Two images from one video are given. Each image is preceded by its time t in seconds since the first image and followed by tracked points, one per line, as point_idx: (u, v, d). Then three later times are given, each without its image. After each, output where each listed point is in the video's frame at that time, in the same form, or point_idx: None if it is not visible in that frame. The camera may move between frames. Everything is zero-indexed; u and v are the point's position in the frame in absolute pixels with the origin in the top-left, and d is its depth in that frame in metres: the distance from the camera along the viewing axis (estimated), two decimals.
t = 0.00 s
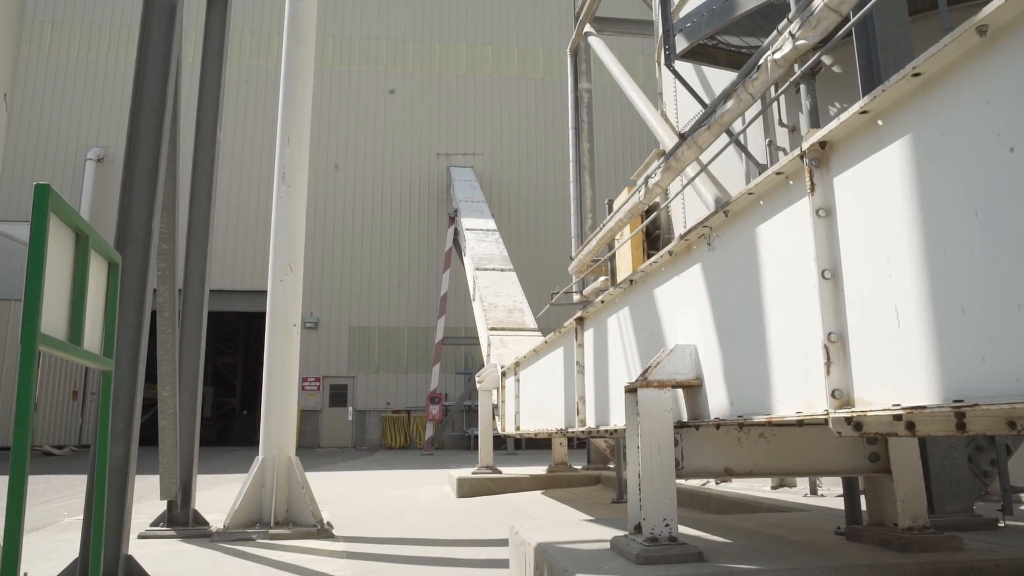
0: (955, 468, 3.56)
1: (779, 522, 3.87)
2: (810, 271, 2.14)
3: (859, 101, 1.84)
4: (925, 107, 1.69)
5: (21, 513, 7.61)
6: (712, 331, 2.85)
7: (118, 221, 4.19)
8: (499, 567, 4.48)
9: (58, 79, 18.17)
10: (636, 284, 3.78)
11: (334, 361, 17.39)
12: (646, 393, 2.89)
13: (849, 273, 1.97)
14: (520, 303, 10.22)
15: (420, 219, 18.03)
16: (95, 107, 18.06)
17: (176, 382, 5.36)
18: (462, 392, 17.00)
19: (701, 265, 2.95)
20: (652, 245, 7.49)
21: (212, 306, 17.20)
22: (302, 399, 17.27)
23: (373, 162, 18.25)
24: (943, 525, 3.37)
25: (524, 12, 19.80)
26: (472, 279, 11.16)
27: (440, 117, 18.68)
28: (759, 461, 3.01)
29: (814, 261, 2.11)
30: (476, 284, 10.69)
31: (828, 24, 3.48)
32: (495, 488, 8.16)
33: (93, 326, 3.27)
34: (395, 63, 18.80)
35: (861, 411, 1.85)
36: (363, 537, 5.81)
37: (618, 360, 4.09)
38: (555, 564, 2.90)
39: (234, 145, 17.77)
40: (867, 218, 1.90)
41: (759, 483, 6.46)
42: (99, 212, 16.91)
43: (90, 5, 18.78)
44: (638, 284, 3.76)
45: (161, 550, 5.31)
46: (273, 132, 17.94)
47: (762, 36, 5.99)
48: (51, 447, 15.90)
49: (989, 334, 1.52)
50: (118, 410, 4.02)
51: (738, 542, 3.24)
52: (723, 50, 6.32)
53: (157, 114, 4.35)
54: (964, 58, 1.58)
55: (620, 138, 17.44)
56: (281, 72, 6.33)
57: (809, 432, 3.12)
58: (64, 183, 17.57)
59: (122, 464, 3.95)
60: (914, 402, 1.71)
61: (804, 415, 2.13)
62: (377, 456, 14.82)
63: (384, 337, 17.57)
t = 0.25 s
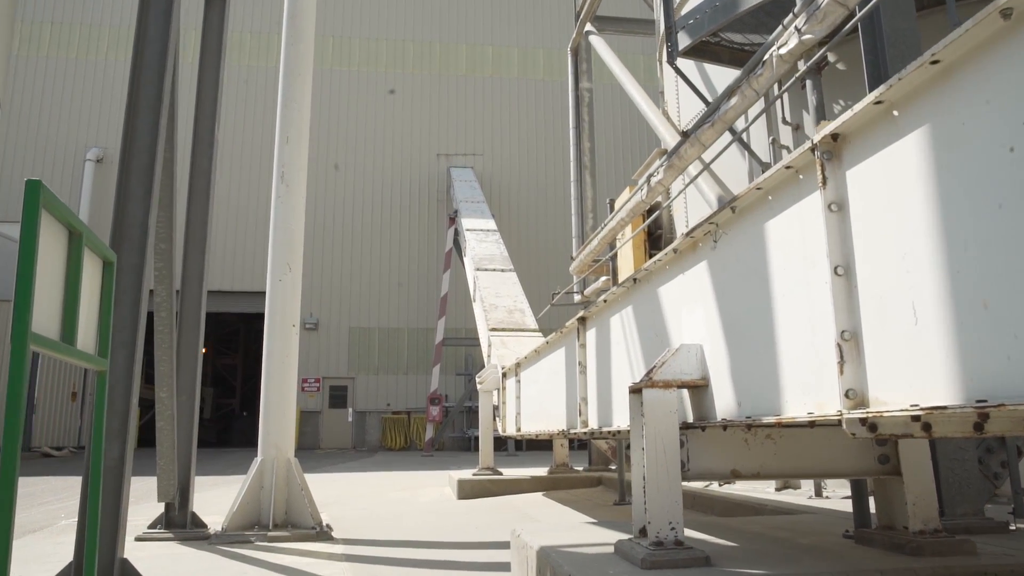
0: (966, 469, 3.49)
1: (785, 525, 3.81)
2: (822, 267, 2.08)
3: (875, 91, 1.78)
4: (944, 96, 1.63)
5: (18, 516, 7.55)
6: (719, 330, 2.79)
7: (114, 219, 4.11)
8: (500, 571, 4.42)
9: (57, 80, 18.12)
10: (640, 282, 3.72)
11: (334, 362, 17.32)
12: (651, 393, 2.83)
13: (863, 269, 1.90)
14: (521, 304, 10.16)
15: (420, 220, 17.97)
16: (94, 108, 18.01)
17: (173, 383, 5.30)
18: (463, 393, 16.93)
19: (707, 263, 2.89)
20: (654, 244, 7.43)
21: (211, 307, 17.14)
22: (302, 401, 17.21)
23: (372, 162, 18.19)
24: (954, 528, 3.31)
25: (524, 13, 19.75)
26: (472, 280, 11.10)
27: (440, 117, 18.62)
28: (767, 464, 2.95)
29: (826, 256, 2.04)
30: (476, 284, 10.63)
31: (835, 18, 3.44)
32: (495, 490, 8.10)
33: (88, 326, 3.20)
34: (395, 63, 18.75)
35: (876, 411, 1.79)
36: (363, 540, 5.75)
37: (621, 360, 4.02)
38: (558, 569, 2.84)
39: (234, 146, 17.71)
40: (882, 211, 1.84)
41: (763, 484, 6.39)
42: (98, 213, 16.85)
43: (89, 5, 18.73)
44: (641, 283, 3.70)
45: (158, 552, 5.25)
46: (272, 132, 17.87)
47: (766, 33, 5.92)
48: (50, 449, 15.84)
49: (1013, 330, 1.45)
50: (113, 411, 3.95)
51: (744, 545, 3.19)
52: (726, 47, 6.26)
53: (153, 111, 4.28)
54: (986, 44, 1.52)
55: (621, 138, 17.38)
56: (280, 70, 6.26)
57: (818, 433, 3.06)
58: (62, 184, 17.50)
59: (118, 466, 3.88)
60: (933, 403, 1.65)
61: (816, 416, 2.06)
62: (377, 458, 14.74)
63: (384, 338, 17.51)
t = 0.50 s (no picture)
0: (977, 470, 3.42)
1: (792, 528, 3.75)
2: (836, 262, 2.02)
3: (893, 79, 1.72)
4: (966, 84, 1.57)
5: (15, 517, 7.50)
6: (726, 328, 2.72)
7: (110, 217, 4.02)
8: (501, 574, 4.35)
9: (57, 81, 18.07)
10: (644, 280, 3.65)
11: (334, 363, 17.27)
12: (657, 394, 2.76)
13: (879, 264, 1.84)
14: (522, 304, 10.10)
15: (421, 220, 17.91)
16: (95, 108, 17.97)
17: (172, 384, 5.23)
18: (464, 394, 16.87)
19: (714, 260, 2.83)
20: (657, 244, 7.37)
21: (212, 308, 17.09)
22: (302, 402, 17.15)
23: (373, 163, 18.14)
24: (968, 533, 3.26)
25: (525, 13, 19.70)
26: (472, 280, 11.04)
27: (441, 118, 18.56)
28: (776, 466, 2.89)
29: (840, 251, 1.98)
30: (477, 285, 10.57)
31: (845, 10, 3.43)
32: (497, 491, 8.03)
33: (83, 326, 3.10)
34: (396, 64, 18.70)
35: (895, 412, 1.72)
36: (362, 542, 5.68)
37: (625, 360, 3.96)
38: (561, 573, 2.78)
39: (235, 146, 17.67)
40: (899, 203, 1.78)
41: (768, 486, 6.32)
42: (98, 214, 16.81)
43: (90, 6, 18.70)
44: (646, 281, 3.64)
45: (155, 555, 5.18)
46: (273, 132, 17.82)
47: (770, 30, 5.85)
48: (50, 450, 15.79)
49: None
50: (108, 413, 3.84)
51: (752, 549, 3.12)
52: (730, 45, 6.19)
53: (151, 107, 4.19)
54: (1013, 28, 1.47)
55: (622, 139, 17.32)
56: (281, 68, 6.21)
57: (828, 435, 2.99)
58: (63, 185, 17.46)
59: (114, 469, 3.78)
60: (955, 402, 1.59)
61: (830, 417, 2.00)
62: (378, 459, 14.67)
63: (385, 339, 17.45)
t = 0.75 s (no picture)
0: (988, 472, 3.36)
1: (798, 531, 3.68)
2: (849, 256, 1.95)
3: (910, 65, 1.65)
4: (990, 68, 1.51)
5: (12, 519, 7.43)
6: (734, 326, 2.66)
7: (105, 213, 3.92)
8: None
9: (56, 81, 18.00)
10: (649, 278, 3.58)
11: (334, 364, 17.21)
12: (662, 393, 2.69)
13: (895, 257, 1.78)
14: (523, 305, 10.03)
15: (421, 221, 17.85)
16: (94, 108, 17.92)
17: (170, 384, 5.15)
18: (464, 394, 16.80)
19: (721, 256, 2.77)
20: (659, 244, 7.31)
21: (212, 309, 17.03)
22: (302, 402, 17.09)
23: (374, 163, 18.08)
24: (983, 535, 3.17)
25: (526, 13, 19.65)
26: (473, 280, 10.97)
27: (442, 118, 18.51)
28: (784, 467, 2.82)
29: (853, 245, 1.92)
30: (478, 285, 10.50)
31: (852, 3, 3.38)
32: (498, 493, 7.96)
33: (77, 326, 2.98)
34: (396, 64, 18.64)
35: (914, 411, 1.66)
36: (362, 544, 5.61)
37: (628, 359, 3.89)
38: None
39: (235, 147, 17.62)
40: (917, 194, 1.71)
41: (772, 488, 6.25)
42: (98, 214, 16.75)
43: (90, 6, 18.64)
44: (650, 279, 3.58)
45: (152, 557, 5.11)
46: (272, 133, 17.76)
47: (774, 26, 5.77)
48: (49, 451, 15.72)
49: None
50: (103, 414, 3.72)
51: (759, 552, 3.06)
52: (734, 41, 6.10)
53: (147, 102, 4.09)
54: None
55: (624, 139, 17.26)
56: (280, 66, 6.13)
57: (839, 436, 2.92)
58: (62, 185, 17.41)
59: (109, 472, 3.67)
60: (977, 401, 1.52)
61: (843, 416, 1.94)
62: (378, 460, 14.60)
63: (386, 340, 17.39)
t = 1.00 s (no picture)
0: (1000, 474, 3.29)
1: (805, 534, 3.61)
2: (863, 249, 1.89)
3: (929, 49, 1.59)
4: (1013, 50, 1.45)
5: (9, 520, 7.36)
6: (741, 323, 2.59)
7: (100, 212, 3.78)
8: None
9: (55, 81, 17.94)
10: (652, 276, 3.52)
11: (334, 364, 17.15)
12: (667, 392, 2.63)
13: (911, 250, 1.71)
14: (524, 305, 9.97)
15: (421, 221, 17.79)
16: (94, 108, 17.86)
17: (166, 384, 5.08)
18: (465, 395, 16.73)
19: (728, 251, 2.70)
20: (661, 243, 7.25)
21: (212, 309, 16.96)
22: (302, 403, 17.02)
23: (374, 164, 18.03)
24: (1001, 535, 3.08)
25: (526, 13, 19.60)
26: (473, 280, 10.90)
27: (442, 118, 18.45)
28: (792, 467, 2.75)
29: (868, 238, 1.85)
30: (479, 285, 10.44)
31: None
32: (499, 494, 7.89)
33: (66, 326, 2.85)
34: (396, 64, 18.59)
35: (933, 409, 1.59)
36: (361, 546, 5.54)
37: (631, 358, 3.83)
38: None
39: (235, 146, 17.56)
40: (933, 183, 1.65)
41: (775, 489, 6.18)
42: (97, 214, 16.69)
43: (90, 5, 18.60)
44: (654, 277, 3.51)
45: (148, 559, 5.04)
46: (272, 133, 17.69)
47: (777, 22, 5.70)
48: (48, 452, 15.65)
49: None
50: (97, 412, 3.56)
51: (767, 555, 2.99)
52: (737, 38, 6.03)
53: (143, 94, 3.95)
54: None
55: (625, 139, 17.20)
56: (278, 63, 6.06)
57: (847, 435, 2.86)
58: (62, 185, 17.35)
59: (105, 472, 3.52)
60: (1001, 398, 1.45)
61: (857, 414, 1.87)
62: (379, 461, 14.53)
63: (386, 341, 17.33)
